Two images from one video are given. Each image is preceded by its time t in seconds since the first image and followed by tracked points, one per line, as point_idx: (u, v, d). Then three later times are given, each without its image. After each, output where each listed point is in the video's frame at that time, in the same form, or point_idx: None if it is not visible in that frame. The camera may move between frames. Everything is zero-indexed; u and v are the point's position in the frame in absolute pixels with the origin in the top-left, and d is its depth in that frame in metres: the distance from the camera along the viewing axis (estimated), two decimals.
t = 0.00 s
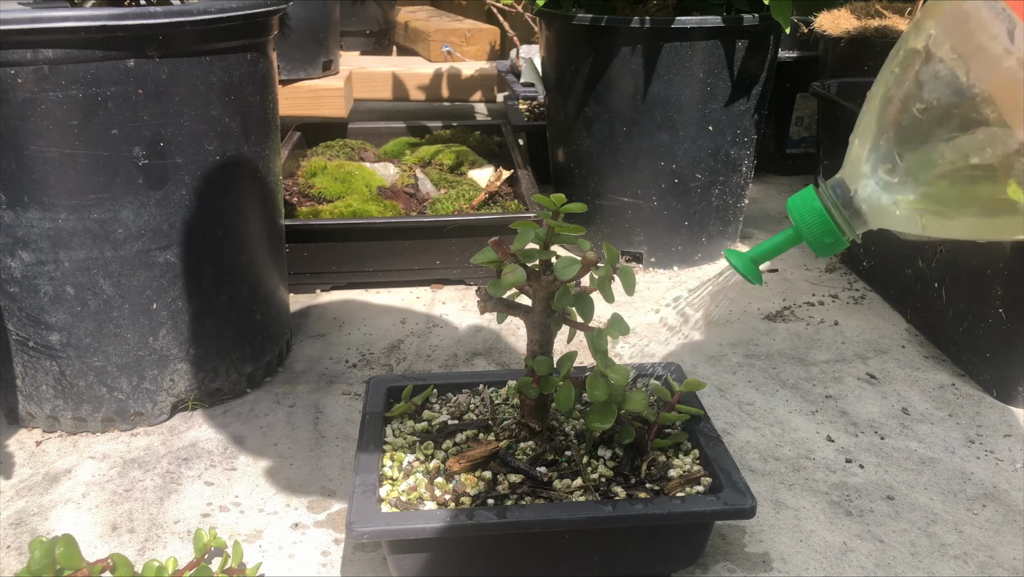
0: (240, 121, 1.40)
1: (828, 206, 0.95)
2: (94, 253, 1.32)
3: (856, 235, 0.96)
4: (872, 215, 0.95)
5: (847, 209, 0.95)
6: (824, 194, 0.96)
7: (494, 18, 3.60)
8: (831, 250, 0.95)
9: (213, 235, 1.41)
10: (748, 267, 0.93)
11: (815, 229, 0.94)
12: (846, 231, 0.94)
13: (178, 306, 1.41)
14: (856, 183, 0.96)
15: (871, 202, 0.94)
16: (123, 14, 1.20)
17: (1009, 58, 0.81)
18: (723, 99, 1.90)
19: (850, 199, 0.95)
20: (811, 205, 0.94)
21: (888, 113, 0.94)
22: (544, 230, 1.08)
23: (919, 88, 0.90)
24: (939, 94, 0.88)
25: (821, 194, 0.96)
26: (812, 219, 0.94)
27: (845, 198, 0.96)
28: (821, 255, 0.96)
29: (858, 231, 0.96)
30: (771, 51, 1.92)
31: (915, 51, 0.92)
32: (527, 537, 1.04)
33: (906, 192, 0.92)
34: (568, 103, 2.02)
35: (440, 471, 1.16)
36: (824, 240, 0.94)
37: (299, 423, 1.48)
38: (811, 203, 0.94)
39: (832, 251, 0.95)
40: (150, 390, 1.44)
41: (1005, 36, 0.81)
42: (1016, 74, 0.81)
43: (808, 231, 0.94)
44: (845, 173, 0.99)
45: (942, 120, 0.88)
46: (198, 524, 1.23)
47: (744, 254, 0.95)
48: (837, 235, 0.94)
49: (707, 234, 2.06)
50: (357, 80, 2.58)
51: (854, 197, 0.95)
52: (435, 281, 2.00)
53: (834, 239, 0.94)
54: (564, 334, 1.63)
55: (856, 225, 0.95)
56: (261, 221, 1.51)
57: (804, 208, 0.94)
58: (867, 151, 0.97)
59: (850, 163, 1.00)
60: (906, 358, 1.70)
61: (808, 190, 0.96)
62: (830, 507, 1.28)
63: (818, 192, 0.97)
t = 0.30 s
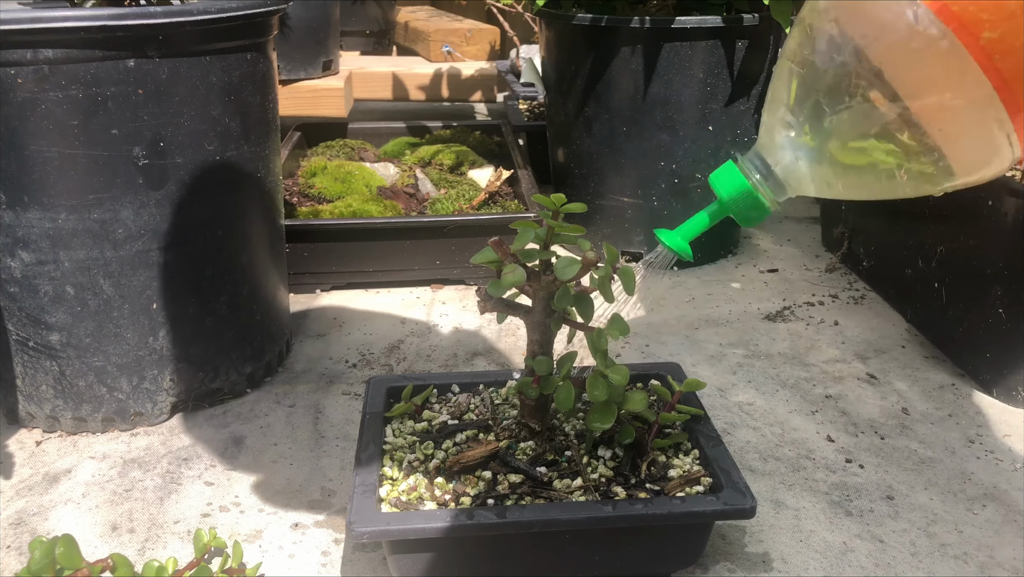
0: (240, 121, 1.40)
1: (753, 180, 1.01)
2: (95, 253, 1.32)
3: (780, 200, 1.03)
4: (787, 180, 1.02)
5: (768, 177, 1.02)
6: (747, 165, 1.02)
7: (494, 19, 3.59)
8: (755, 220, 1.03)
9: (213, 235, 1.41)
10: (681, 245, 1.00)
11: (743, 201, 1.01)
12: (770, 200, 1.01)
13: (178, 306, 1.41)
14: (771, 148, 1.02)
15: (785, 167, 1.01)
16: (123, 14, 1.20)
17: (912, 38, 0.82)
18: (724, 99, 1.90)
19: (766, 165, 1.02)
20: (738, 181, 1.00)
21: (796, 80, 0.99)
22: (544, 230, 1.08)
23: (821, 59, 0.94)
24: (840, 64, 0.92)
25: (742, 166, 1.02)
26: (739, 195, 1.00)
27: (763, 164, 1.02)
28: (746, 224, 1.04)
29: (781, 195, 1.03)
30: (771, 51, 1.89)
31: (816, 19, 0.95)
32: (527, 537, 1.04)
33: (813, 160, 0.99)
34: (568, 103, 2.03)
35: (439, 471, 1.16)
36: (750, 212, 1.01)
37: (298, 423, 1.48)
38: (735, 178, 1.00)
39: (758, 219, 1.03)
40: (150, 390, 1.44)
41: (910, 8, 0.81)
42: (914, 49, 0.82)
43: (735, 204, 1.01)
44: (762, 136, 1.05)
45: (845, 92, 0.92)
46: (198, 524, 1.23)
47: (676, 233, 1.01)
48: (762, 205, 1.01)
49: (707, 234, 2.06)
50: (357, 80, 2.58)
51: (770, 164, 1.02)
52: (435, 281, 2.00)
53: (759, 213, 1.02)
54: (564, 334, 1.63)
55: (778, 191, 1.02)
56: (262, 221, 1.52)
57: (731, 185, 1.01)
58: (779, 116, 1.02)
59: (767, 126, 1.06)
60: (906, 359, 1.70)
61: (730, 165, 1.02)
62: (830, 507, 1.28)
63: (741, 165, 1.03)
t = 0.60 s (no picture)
0: (240, 121, 1.40)
1: (731, 191, 1.01)
2: (95, 253, 1.32)
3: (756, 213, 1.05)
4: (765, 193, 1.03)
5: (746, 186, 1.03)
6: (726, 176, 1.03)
7: (494, 19, 3.59)
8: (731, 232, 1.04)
9: (212, 234, 1.41)
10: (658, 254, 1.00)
11: (720, 212, 1.01)
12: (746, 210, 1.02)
13: (178, 305, 1.41)
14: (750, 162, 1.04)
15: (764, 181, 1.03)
16: (123, 14, 1.20)
17: (892, 55, 0.81)
18: (724, 99, 1.90)
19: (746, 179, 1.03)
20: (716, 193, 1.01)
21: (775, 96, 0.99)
22: (544, 230, 1.08)
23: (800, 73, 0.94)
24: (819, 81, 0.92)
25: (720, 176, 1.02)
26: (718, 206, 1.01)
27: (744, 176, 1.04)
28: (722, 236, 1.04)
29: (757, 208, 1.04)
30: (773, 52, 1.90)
31: (795, 30, 0.94)
32: (527, 537, 1.04)
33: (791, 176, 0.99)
34: (568, 103, 2.03)
35: (439, 471, 1.16)
36: (727, 224, 1.02)
37: (299, 423, 1.48)
38: (713, 188, 1.01)
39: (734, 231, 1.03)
40: (150, 390, 1.44)
41: (887, 24, 0.80)
42: (893, 67, 0.81)
43: (712, 215, 1.01)
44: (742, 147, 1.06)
45: (823, 108, 0.92)
46: (198, 524, 1.23)
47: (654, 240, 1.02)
48: (739, 217, 1.01)
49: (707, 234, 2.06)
50: (357, 80, 2.58)
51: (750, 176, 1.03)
52: (435, 281, 2.00)
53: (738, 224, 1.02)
54: (564, 334, 1.63)
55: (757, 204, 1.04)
56: (262, 220, 1.51)
57: (710, 195, 1.01)
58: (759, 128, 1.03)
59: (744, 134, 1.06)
60: (906, 359, 1.70)
61: (709, 175, 1.02)
62: (830, 507, 1.28)
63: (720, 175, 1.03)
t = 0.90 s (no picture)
0: (240, 121, 1.40)
1: (765, 184, 0.98)
2: (95, 253, 1.32)
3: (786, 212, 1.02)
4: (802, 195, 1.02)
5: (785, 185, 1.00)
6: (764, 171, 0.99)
7: (494, 19, 3.59)
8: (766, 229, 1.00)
9: (213, 234, 1.41)
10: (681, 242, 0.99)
11: (753, 208, 0.98)
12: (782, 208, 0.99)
13: (178, 305, 1.41)
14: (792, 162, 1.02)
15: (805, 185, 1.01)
16: (123, 14, 1.20)
17: (953, 55, 0.82)
18: (723, 99, 1.90)
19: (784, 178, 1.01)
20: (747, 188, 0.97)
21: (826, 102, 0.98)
22: (544, 230, 1.08)
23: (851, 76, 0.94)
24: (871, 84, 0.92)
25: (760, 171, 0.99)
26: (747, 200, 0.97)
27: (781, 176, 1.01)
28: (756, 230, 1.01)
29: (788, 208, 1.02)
30: (770, 52, 1.91)
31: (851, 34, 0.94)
32: (527, 537, 1.04)
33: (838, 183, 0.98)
34: (568, 103, 2.02)
35: (439, 471, 1.16)
36: (759, 220, 0.99)
37: (299, 424, 1.48)
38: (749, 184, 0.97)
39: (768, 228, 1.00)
40: (150, 390, 1.44)
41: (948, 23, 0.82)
42: (952, 67, 0.82)
43: (744, 210, 0.98)
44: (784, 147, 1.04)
45: (874, 110, 0.92)
46: (198, 524, 1.23)
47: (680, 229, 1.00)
48: (774, 215, 0.98)
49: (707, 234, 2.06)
50: (357, 80, 2.58)
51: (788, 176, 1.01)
52: (435, 282, 2.00)
53: (771, 221, 0.99)
54: (564, 334, 1.63)
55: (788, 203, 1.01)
56: (262, 221, 1.51)
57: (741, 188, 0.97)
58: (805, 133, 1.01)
59: (790, 135, 1.05)
60: (906, 358, 1.70)
61: (748, 169, 0.98)
62: (830, 507, 1.28)
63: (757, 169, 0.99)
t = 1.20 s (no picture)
0: (240, 121, 1.40)
1: (912, 266, 0.66)
2: (95, 253, 1.32)
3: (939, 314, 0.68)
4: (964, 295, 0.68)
5: (936, 279, 0.67)
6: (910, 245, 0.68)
7: (494, 18, 3.59)
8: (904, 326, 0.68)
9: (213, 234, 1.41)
10: (801, 319, 0.67)
11: (888, 291, 0.66)
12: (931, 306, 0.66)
13: (179, 306, 1.41)
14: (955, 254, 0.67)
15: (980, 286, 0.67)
16: (123, 14, 1.20)
17: None
18: (723, 99, 1.90)
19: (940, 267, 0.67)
20: (886, 262, 0.67)
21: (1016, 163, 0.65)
22: (544, 230, 1.08)
23: None
24: None
25: (907, 250, 0.67)
26: (884, 278, 0.66)
27: (936, 263, 0.67)
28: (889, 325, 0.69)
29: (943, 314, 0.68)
30: (771, 52, 1.92)
31: None
32: (528, 537, 1.04)
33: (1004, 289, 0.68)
34: (568, 103, 2.02)
35: (439, 471, 1.16)
36: (891, 306, 0.67)
37: (299, 424, 1.48)
38: (887, 257, 0.67)
39: (907, 321, 0.67)
40: (149, 390, 1.44)
41: None
42: None
43: (876, 291, 0.67)
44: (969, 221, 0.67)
45: None
46: (198, 524, 1.23)
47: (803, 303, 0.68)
48: (918, 309, 0.66)
49: (707, 234, 2.06)
50: (357, 80, 2.58)
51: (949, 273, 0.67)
52: (435, 281, 2.00)
53: (908, 309, 0.66)
54: (564, 334, 1.63)
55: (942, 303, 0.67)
56: (262, 221, 1.51)
57: (877, 264, 0.67)
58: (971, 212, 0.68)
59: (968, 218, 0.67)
60: (906, 359, 1.70)
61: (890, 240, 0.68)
62: (830, 507, 1.28)
63: (899, 247, 0.68)
